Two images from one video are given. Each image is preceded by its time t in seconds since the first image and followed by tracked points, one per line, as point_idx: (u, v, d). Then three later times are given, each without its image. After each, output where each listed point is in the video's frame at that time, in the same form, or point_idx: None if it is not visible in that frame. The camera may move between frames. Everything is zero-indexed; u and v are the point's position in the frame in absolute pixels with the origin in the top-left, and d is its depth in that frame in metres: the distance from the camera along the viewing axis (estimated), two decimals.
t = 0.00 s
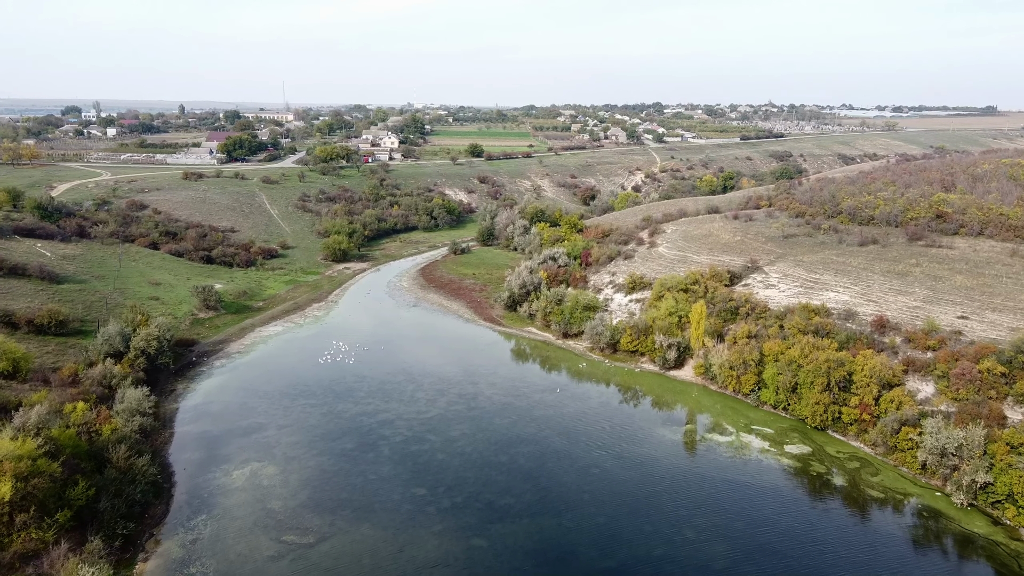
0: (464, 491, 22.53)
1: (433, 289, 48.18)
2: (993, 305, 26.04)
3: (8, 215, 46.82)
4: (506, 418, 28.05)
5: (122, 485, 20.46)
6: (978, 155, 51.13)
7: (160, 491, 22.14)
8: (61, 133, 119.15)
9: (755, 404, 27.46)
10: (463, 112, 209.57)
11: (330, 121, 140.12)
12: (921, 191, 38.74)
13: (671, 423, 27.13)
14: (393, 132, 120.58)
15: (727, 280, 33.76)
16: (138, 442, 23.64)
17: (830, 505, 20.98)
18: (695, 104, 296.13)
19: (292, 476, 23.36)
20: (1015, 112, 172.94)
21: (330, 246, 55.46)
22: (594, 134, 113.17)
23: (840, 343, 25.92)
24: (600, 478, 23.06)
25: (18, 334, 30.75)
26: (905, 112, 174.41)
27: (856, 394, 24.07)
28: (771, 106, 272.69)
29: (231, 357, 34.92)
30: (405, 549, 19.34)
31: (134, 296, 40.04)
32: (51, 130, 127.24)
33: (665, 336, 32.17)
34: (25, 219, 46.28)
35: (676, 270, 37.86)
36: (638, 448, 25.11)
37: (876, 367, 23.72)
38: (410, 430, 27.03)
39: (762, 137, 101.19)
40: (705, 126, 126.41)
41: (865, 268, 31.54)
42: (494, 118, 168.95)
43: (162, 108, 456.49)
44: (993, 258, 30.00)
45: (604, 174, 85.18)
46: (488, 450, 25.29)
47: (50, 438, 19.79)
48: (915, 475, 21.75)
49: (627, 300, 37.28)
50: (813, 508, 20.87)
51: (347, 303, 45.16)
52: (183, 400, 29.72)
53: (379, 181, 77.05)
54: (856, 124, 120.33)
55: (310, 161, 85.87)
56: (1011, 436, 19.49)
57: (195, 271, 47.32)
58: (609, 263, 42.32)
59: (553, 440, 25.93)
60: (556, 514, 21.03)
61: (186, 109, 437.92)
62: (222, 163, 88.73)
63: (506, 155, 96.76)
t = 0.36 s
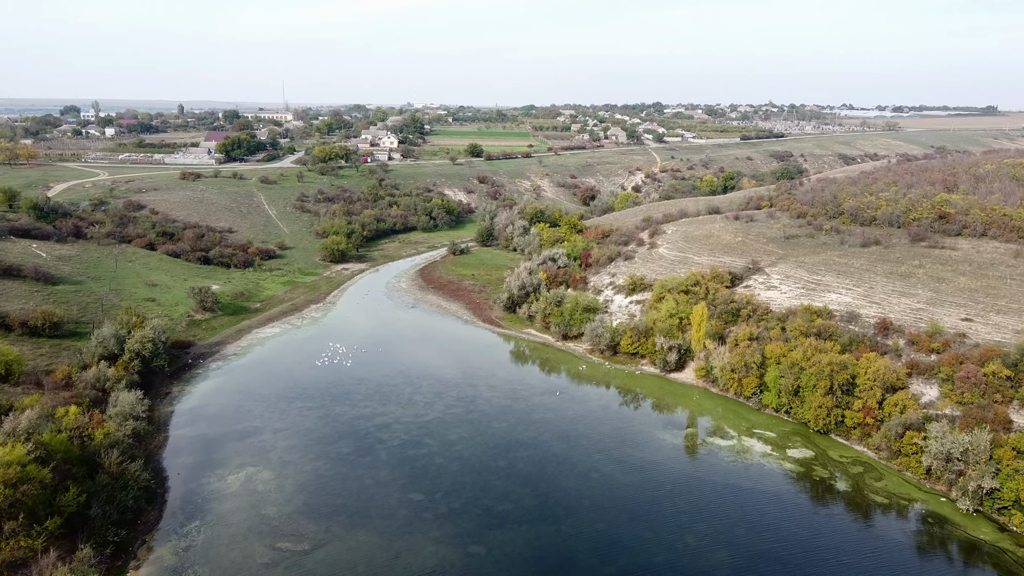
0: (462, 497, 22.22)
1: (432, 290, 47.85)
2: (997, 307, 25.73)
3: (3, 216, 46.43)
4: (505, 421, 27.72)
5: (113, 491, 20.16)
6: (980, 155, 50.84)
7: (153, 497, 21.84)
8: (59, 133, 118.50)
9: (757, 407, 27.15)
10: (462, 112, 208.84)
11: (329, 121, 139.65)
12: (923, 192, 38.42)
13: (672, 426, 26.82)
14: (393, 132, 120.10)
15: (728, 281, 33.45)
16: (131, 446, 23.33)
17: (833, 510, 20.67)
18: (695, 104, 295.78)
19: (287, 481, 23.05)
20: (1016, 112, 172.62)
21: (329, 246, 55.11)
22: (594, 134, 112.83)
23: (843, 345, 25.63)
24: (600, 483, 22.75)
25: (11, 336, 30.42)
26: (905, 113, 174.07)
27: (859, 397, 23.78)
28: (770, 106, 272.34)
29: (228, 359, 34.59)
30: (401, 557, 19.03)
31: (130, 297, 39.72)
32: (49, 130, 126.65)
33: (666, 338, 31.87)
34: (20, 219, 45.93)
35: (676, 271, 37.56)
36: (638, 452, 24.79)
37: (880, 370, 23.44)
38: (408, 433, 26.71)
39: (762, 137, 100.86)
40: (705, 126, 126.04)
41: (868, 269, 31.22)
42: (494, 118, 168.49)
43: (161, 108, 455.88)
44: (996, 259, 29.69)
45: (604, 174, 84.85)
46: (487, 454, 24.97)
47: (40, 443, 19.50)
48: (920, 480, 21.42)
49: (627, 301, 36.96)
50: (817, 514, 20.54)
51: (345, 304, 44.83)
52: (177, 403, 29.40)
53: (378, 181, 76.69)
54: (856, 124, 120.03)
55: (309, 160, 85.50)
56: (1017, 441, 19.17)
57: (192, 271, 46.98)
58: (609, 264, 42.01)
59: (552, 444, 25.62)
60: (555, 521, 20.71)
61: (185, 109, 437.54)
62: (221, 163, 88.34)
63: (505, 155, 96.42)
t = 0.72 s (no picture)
0: (460, 502, 21.91)
1: (431, 291, 47.54)
2: (1001, 309, 25.41)
3: None
4: (504, 425, 27.41)
5: (105, 496, 19.87)
6: (982, 155, 50.54)
7: (147, 502, 21.56)
8: (57, 134, 117.97)
9: (759, 410, 26.85)
10: (462, 112, 208.31)
11: (328, 121, 139.22)
12: (925, 192, 38.11)
13: (673, 430, 26.51)
14: (392, 132, 119.65)
15: (729, 283, 33.16)
16: (125, 451, 23.04)
17: (836, 515, 20.38)
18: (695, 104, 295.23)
19: (283, 486, 22.74)
20: (1017, 112, 172.45)
21: (327, 246, 54.78)
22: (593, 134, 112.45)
23: (846, 348, 25.35)
24: (600, 488, 22.46)
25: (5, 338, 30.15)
26: (906, 114, 173.63)
27: (862, 401, 23.50)
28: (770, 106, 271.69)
29: (225, 361, 34.27)
30: (398, 563, 18.76)
31: (126, 298, 39.39)
32: (47, 130, 126.21)
33: (667, 340, 31.57)
34: (16, 220, 45.60)
35: (677, 272, 37.25)
36: (639, 456, 24.49)
37: (883, 373, 23.16)
38: (406, 437, 26.41)
39: (762, 137, 100.54)
40: (706, 126, 125.62)
41: (870, 271, 30.92)
42: (494, 118, 167.61)
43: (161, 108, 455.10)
44: (1000, 261, 29.39)
45: (604, 174, 84.50)
46: (486, 458, 24.67)
47: (32, 448, 19.23)
48: (924, 484, 21.13)
49: (628, 303, 36.66)
50: (820, 519, 20.24)
51: (343, 306, 44.52)
52: (173, 406, 29.09)
53: (377, 181, 76.36)
54: (857, 124, 119.74)
55: (307, 160, 85.15)
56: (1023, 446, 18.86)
57: (190, 272, 46.66)
58: (609, 265, 41.70)
59: (551, 448, 25.32)
60: (555, 527, 20.41)
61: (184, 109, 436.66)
62: (219, 163, 88.00)
63: (505, 155, 96.06)
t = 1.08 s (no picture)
0: (455, 507, 21.59)
1: (427, 293, 47.19)
2: (1001, 310, 25.22)
3: None
4: (500, 428, 27.10)
5: (94, 503, 19.49)
6: (979, 155, 50.46)
7: (137, 509, 21.17)
8: (51, 134, 117.18)
9: (758, 413, 26.59)
10: (458, 111, 207.79)
11: (324, 121, 138.65)
12: (923, 193, 37.94)
13: (670, 432, 26.23)
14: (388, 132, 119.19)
15: (727, 284, 32.92)
16: (115, 456, 22.64)
17: (836, 520, 20.12)
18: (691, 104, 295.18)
19: (276, 491, 22.37)
20: (1012, 112, 172.85)
21: (322, 247, 54.39)
22: (590, 134, 112.18)
23: (844, 350, 25.14)
24: (596, 492, 22.16)
25: None
26: (902, 114, 173.77)
27: (862, 403, 23.28)
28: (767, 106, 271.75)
29: (217, 364, 33.87)
30: (392, 571, 18.43)
31: (118, 300, 38.94)
32: (41, 130, 125.35)
33: (664, 342, 31.30)
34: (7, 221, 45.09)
35: (674, 273, 37.02)
36: (636, 460, 24.20)
37: (883, 375, 22.93)
38: (401, 441, 26.07)
39: (759, 137, 100.49)
40: (703, 126, 125.47)
41: (868, 272, 30.72)
42: (490, 118, 167.27)
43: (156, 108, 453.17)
44: (999, 261, 29.21)
45: (600, 174, 84.29)
46: (481, 462, 24.35)
47: (19, 454, 18.86)
48: (925, 488, 20.90)
49: (624, 304, 36.39)
50: (820, 523, 19.98)
51: (338, 307, 44.15)
52: (165, 409, 28.69)
53: (373, 181, 75.98)
54: (853, 124, 119.79)
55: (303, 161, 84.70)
56: None
57: (183, 274, 46.24)
58: (606, 266, 41.45)
59: (548, 452, 25.02)
60: (551, 532, 20.10)
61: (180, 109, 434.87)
62: (214, 163, 87.47)
63: (501, 155, 95.74)
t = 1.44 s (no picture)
0: (444, 511, 21.18)
1: (415, 294, 46.67)
2: (990, 310, 25.17)
3: None
4: (489, 430, 26.71)
5: (74, 510, 18.88)
6: (966, 155, 50.69)
7: (118, 515, 20.56)
8: (35, 134, 115.17)
9: (748, 414, 26.40)
10: (447, 111, 206.50)
11: (312, 121, 137.36)
12: (912, 192, 37.97)
13: (661, 434, 25.97)
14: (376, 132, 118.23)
15: (717, 284, 32.77)
16: (96, 462, 22.00)
17: (828, 522, 19.92)
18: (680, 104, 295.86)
19: (261, 496, 21.83)
20: (995, 113, 174.74)
21: (309, 248, 53.68)
22: (579, 134, 111.98)
23: (834, 350, 25.01)
24: (587, 496, 21.84)
25: None
26: (887, 115, 175.17)
27: (852, 404, 23.14)
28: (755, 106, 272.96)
29: (202, 366, 33.18)
30: None
31: (102, 302, 38.10)
32: (23, 130, 123.14)
33: (654, 343, 31.03)
34: None
35: (663, 273, 36.82)
36: (627, 462, 23.91)
37: (873, 376, 22.83)
38: (388, 444, 25.61)
39: (747, 137, 100.77)
40: (692, 126, 125.28)
41: (858, 272, 30.66)
42: (479, 118, 166.49)
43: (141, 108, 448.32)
44: (988, 261, 29.20)
45: (589, 174, 84.06)
46: (470, 466, 23.95)
47: None
48: (915, 489, 20.78)
49: (614, 305, 36.13)
50: (812, 525, 19.78)
51: (326, 308, 43.53)
52: (149, 413, 28.01)
53: (361, 181, 75.24)
54: (841, 124, 120.36)
55: (290, 160, 83.76)
56: (1016, 450, 18.63)
57: (168, 275, 45.39)
58: (595, 267, 41.19)
59: (537, 454, 24.67)
60: (541, 537, 19.76)
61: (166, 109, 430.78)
62: (200, 163, 86.29)
63: (490, 155, 95.27)
